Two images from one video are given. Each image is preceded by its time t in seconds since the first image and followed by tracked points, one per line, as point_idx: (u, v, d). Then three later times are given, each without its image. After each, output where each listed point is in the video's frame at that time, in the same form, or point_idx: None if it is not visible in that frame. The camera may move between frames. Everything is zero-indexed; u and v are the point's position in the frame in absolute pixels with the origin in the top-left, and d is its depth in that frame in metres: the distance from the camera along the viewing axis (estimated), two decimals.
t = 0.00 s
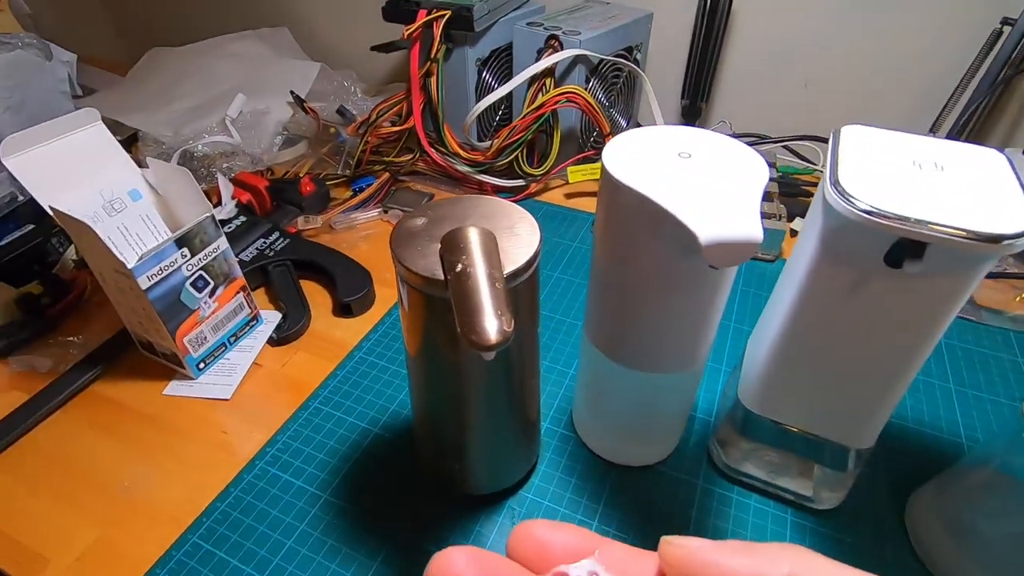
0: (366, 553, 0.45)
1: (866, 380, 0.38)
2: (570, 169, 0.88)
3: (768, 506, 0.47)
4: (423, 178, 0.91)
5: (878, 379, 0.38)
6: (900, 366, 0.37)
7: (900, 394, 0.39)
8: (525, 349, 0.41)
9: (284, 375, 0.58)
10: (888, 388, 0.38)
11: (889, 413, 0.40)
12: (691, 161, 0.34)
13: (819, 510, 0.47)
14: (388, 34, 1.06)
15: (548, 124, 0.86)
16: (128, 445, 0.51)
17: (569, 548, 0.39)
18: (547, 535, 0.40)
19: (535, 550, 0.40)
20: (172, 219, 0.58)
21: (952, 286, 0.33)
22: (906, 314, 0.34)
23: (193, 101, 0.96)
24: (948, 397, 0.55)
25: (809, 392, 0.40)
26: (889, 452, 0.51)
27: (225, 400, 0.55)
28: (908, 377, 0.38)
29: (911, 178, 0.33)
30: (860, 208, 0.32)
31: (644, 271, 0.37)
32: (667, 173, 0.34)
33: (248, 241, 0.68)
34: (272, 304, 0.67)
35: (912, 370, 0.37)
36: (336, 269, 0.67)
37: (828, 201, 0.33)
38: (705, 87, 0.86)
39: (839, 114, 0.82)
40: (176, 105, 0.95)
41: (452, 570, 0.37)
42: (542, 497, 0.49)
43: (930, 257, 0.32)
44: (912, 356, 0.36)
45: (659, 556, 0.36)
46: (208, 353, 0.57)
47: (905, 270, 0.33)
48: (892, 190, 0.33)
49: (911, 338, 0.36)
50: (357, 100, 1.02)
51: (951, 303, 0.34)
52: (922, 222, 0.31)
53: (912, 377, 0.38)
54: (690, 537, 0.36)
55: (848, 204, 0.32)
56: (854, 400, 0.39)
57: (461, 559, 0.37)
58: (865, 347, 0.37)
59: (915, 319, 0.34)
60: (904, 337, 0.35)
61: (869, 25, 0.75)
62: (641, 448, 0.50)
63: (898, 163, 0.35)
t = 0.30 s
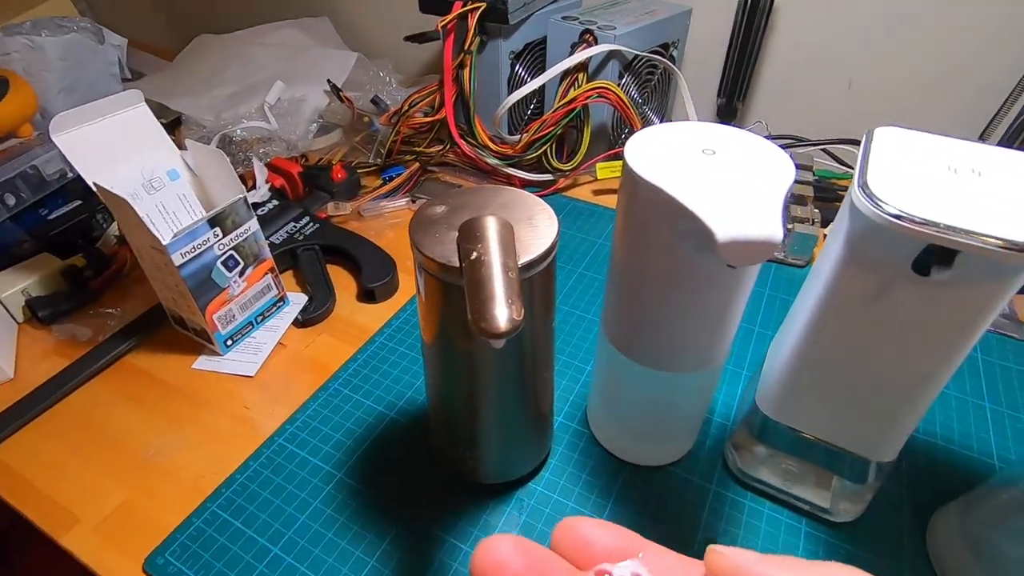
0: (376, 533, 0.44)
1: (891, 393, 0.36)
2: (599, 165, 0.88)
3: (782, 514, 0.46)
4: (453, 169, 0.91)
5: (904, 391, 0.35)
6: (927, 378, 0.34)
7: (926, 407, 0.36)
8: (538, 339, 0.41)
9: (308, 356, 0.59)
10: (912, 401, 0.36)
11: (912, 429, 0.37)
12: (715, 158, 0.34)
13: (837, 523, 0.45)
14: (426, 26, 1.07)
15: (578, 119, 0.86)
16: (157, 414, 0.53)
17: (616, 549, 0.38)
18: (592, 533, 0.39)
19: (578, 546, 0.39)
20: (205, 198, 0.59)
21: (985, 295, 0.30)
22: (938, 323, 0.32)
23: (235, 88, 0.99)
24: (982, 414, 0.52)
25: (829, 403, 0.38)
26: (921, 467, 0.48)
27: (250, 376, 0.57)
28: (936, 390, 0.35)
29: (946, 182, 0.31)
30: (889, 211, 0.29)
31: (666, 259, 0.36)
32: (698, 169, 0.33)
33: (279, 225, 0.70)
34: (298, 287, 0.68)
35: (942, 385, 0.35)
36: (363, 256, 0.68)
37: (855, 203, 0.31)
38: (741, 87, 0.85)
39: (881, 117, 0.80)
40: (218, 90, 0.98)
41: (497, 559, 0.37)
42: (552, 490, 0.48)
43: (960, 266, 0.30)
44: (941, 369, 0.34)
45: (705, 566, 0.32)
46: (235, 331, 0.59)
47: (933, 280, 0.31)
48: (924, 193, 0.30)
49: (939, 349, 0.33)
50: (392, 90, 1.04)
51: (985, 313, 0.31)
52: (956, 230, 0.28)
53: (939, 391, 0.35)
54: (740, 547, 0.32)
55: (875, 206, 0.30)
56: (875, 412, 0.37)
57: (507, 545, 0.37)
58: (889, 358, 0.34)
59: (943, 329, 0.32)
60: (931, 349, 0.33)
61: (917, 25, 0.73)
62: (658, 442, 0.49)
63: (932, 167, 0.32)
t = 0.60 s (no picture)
0: (390, 513, 0.44)
1: (922, 388, 0.35)
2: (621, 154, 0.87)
3: (802, 510, 0.45)
4: (473, 156, 0.91)
5: (937, 387, 0.34)
6: (961, 374, 0.33)
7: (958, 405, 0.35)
8: (558, 322, 0.40)
9: (325, 337, 0.59)
10: (945, 396, 0.34)
11: (944, 425, 0.36)
12: (746, 139, 0.33)
13: (858, 521, 0.44)
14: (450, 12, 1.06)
15: (602, 107, 0.84)
16: (177, 388, 0.54)
17: None
18: None
19: None
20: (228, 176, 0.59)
21: None
22: (975, 317, 0.31)
23: (259, 71, 0.99)
24: (1015, 416, 0.51)
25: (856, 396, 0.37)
26: (948, 468, 0.47)
27: (269, 355, 0.57)
28: (970, 387, 0.34)
29: (990, 166, 0.30)
30: (930, 195, 0.28)
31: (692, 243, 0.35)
32: (729, 150, 0.32)
33: (300, 206, 0.70)
34: (317, 269, 0.68)
35: (977, 383, 0.34)
36: (382, 239, 0.68)
37: (893, 186, 0.30)
38: (770, 78, 0.83)
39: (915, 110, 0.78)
40: (242, 73, 0.98)
41: None
42: (566, 477, 0.47)
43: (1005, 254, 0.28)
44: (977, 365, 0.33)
45: None
46: (255, 310, 0.59)
47: (973, 268, 0.29)
48: (966, 177, 0.29)
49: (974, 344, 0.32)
50: (414, 76, 1.03)
51: None
52: (1002, 214, 0.27)
53: (973, 387, 0.34)
54: None
55: (915, 189, 0.29)
56: (905, 407, 0.36)
57: None
58: (921, 351, 0.33)
59: (981, 323, 0.31)
60: (966, 343, 0.32)
61: (956, 15, 0.71)
62: (677, 433, 0.48)
63: (975, 150, 0.31)
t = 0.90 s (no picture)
0: (411, 493, 0.44)
1: (959, 373, 0.34)
2: (640, 138, 0.85)
3: (827, 498, 0.44)
4: (490, 140, 0.90)
5: (974, 371, 0.33)
6: (1000, 359, 0.33)
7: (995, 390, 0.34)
8: (584, 304, 0.40)
9: (344, 319, 0.59)
10: (981, 381, 0.34)
11: (978, 411, 0.36)
12: (783, 117, 0.32)
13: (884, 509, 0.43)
14: None
15: (622, 90, 0.83)
16: (198, 367, 0.54)
17: (652, 519, 0.35)
18: (631, 503, 0.36)
19: (616, 517, 0.36)
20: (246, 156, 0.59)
21: None
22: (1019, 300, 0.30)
23: (275, 53, 0.99)
24: None
25: (888, 380, 0.36)
26: (977, 457, 0.46)
27: (288, 336, 0.57)
28: (1008, 372, 0.33)
29: None
30: (977, 171, 0.28)
31: (723, 225, 0.34)
32: (758, 127, 0.31)
33: (318, 188, 0.70)
34: (335, 251, 0.68)
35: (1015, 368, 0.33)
36: (400, 222, 0.68)
37: (937, 163, 0.29)
38: (794, 61, 0.82)
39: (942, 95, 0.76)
40: (258, 55, 0.98)
41: (537, 520, 0.35)
42: (587, 461, 0.47)
43: None
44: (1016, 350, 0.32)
45: (740, 539, 0.32)
46: (274, 291, 0.59)
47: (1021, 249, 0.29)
48: (1014, 154, 0.28)
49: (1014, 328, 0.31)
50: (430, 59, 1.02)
51: None
52: None
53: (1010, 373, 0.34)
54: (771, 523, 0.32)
55: (962, 166, 0.28)
56: (936, 392, 0.35)
57: (547, 507, 0.35)
58: (960, 335, 0.33)
59: None
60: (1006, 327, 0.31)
61: None
62: (699, 418, 0.48)
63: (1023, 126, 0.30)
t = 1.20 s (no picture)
0: (436, 483, 0.44)
1: (994, 367, 0.33)
2: (659, 128, 0.85)
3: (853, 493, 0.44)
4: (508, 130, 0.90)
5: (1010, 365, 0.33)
6: None
7: None
8: (612, 296, 0.39)
9: (365, 309, 0.59)
10: (1017, 375, 0.33)
11: (1013, 405, 0.35)
12: (820, 107, 0.31)
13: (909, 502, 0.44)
14: None
15: (643, 80, 0.83)
16: (223, 356, 0.54)
17: (659, 448, 0.40)
18: (639, 434, 0.40)
19: (625, 445, 0.40)
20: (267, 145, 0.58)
21: None
22: None
23: (291, 42, 0.98)
24: None
25: (920, 374, 0.36)
26: (1005, 451, 0.46)
27: (310, 326, 0.57)
28: None
29: None
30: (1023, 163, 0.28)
31: (756, 217, 0.34)
32: (782, 115, 0.31)
33: (338, 178, 0.70)
34: (355, 241, 0.68)
35: None
36: (420, 213, 0.68)
37: (980, 155, 0.29)
38: (816, 49, 0.81)
39: (968, 84, 0.75)
40: (274, 45, 0.98)
41: (552, 445, 0.38)
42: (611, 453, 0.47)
43: None
44: None
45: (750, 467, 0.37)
46: (296, 281, 0.59)
47: None
48: None
49: None
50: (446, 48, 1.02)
51: None
52: None
53: None
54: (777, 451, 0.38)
55: (1007, 158, 0.28)
56: (971, 387, 0.35)
57: (560, 432, 0.38)
58: (997, 329, 0.32)
59: None
60: None
61: None
62: (723, 410, 0.47)
63: None
